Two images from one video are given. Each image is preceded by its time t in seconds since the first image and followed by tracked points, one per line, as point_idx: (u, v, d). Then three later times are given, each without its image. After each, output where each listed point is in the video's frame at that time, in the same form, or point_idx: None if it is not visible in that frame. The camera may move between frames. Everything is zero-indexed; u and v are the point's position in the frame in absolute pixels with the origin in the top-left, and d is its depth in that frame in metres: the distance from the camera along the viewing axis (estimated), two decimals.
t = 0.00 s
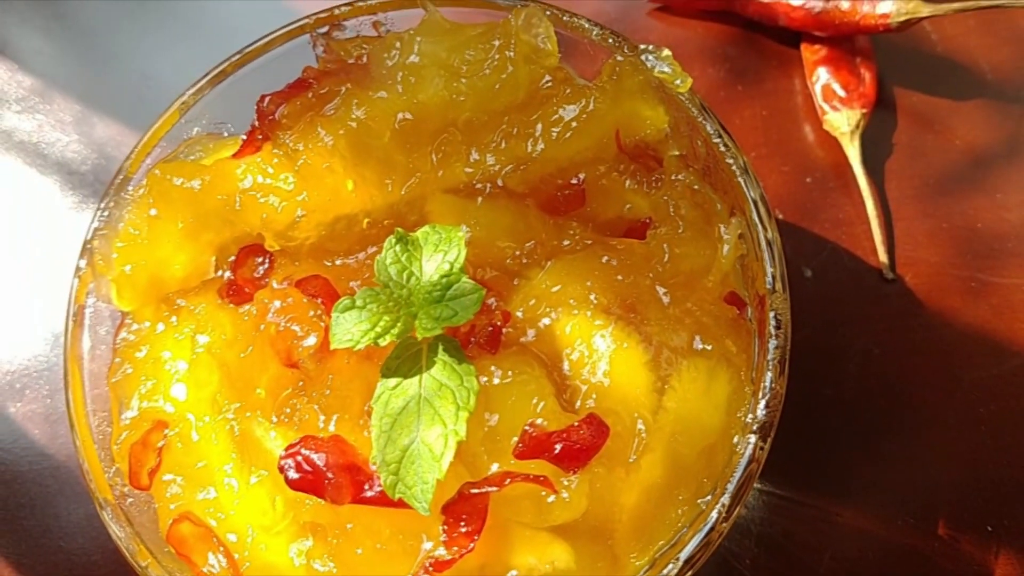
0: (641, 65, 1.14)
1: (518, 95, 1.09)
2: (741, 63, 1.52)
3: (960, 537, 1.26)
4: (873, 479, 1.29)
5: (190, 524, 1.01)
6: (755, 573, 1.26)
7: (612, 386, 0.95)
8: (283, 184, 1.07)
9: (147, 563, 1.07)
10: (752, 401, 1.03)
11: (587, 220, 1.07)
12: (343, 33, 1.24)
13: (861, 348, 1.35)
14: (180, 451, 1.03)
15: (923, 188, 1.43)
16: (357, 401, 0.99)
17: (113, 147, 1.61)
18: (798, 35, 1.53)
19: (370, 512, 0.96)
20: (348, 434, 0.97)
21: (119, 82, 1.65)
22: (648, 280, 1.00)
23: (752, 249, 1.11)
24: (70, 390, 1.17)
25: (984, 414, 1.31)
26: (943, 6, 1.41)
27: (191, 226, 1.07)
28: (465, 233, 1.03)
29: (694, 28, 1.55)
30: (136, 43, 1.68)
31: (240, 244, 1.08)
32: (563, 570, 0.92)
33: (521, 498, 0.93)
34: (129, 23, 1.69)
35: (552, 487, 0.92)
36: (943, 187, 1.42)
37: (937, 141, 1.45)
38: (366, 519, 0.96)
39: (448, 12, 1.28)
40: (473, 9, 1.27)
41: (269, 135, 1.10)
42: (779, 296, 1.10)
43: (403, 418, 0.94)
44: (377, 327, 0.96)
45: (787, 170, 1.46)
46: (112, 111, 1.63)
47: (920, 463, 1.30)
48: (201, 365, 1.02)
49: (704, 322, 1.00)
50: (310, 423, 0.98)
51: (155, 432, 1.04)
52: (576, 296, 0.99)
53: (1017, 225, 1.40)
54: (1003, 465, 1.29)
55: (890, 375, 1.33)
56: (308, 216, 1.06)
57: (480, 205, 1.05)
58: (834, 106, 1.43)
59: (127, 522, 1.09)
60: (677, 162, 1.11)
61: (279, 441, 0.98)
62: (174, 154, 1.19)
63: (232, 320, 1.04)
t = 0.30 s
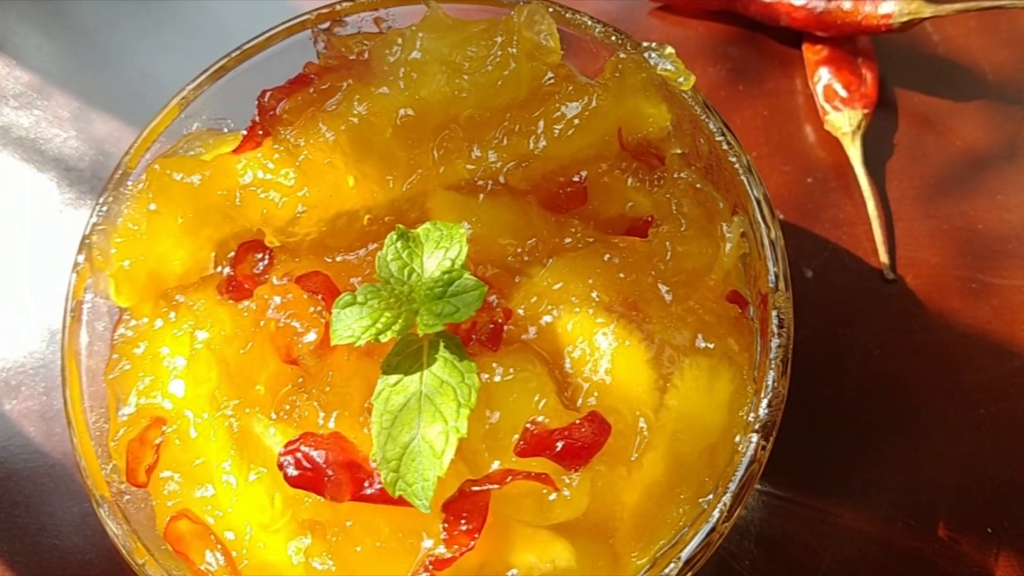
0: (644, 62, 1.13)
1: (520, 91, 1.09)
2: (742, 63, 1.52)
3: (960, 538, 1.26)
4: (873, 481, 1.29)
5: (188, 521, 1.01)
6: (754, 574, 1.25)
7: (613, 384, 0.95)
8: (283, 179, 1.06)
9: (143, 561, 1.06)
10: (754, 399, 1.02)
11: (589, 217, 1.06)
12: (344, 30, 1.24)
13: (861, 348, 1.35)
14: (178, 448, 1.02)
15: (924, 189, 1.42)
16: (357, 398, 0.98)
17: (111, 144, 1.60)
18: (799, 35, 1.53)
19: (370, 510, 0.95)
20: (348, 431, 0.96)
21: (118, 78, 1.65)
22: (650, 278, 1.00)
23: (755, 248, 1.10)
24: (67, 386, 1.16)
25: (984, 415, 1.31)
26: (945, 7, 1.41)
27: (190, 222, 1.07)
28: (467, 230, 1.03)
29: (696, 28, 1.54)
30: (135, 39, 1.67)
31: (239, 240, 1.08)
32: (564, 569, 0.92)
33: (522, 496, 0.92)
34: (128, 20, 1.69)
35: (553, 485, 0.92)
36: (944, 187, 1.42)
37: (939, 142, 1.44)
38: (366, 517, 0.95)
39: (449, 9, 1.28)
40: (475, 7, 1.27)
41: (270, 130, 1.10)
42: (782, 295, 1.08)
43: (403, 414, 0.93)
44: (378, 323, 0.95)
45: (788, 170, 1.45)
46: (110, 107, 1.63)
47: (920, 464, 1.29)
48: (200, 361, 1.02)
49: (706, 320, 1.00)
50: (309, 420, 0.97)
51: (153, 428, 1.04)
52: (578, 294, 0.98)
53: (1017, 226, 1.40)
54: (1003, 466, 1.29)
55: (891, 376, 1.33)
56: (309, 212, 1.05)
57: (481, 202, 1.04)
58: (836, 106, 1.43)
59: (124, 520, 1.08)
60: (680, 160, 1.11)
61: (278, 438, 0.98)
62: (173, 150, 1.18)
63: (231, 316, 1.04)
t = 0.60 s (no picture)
0: (644, 63, 1.13)
1: (520, 91, 1.09)
2: (743, 64, 1.52)
3: (960, 540, 1.26)
4: (872, 482, 1.29)
5: (186, 521, 1.01)
6: None
7: (612, 384, 0.95)
8: (283, 178, 1.06)
9: (141, 560, 1.06)
10: (753, 400, 1.02)
11: (589, 217, 1.07)
12: (345, 29, 1.23)
13: (861, 350, 1.35)
14: (177, 447, 1.02)
15: (923, 191, 1.42)
16: (356, 397, 0.98)
17: (110, 143, 1.60)
18: (799, 37, 1.53)
19: (368, 510, 0.95)
20: (346, 431, 0.96)
21: (118, 78, 1.65)
22: (650, 278, 1.00)
23: (755, 248, 1.10)
24: (66, 385, 1.16)
25: (984, 417, 1.31)
26: (946, 9, 1.41)
27: (190, 220, 1.07)
28: (466, 229, 1.03)
29: (696, 30, 1.54)
30: (135, 39, 1.67)
31: (239, 239, 1.08)
32: (562, 569, 0.92)
33: (520, 496, 0.92)
34: (128, 19, 1.69)
35: (552, 485, 0.91)
36: (944, 190, 1.42)
37: (939, 144, 1.44)
38: (364, 517, 0.95)
39: (450, 8, 1.28)
40: (475, 7, 1.27)
41: (270, 129, 1.10)
42: (781, 295, 1.08)
43: (403, 414, 0.93)
44: (377, 322, 0.95)
45: (788, 172, 1.45)
46: (110, 107, 1.63)
47: (920, 466, 1.29)
48: (199, 360, 1.01)
49: (705, 320, 0.99)
50: (308, 419, 0.97)
51: (151, 427, 1.04)
52: (577, 294, 0.98)
53: (1018, 229, 1.40)
54: (1003, 468, 1.29)
55: (890, 378, 1.33)
56: (309, 211, 1.05)
57: (481, 202, 1.04)
58: (836, 108, 1.43)
59: (122, 519, 1.08)
60: (680, 161, 1.11)
61: (277, 437, 0.97)
62: (173, 149, 1.18)
63: (230, 315, 1.03)
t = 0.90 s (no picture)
0: (643, 69, 1.13)
1: (518, 98, 1.08)
2: (742, 70, 1.51)
3: (958, 551, 1.25)
4: (871, 492, 1.28)
5: (179, 529, 1.00)
6: None
7: (610, 395, 0.94)
8: (279, 185, 1.05)
9: (134, 569, 1.05)
10: (752, 410, 1.02)
11: (587, 225, 1.05)
12: (342, 34, 1.23)
13: (860, 358, 1.34)
14: (171, 455, 1.01)
15: (923, 199, 1.42)
16: (351, 406, 0.97)
17: (107, 147, 1.60)
18: (798, 43, 1.52)
19: (362, 519, 0.94)
20: (341, 440, 0.95)
21: (115, 80, 1.64)
22: (648, 287, 0.99)
23: (754, 256, 1.09)
24: (59, 392, 1.15)
25: (983, 426, 1.30)
26: (947, 16, 1.40)
27: (185, 226, 1.06)
28: (463, 236, 1.02)
29: (695, 35, 1.54)
30: (132, 42, 1.66)
31: (234, 245, 1.07)
32: None
33: (516, 507, 0.91)
34: (125, 22, 1.68)
35: (549, 496, 0.91)
36: (944, 197, 1.41)
37: (938, 151, 1.44)
38: (358, 527, 0.94)
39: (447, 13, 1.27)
40: (473, 12, 1.26)
41: (265, 135, 1.08)
42: (781, 304, 1.08)
43: (398, 423, 0.92)
44: (373, 330, 0.94)
45: (787, 179, 1.44)
46: (106, 111, 1.62)
47: (919, 476, 1.28)
48: (193, 368, 1.00)
49: (704, 330, 0.99)
50: (303, 428, 0.96)
51: (144, 435, 1.03)
52: (575, 302, 0.97)
53: (1018, 237, 1.39)
54: (1002, 478, 1.28)
55: (889, 386, 1.32)
56: (304, 218, 1.04)
57: (479, 208, 1.03)
58: (836, 115, 1.42)
59: (115, 527, 1.07)
60: (679, 168, 1.10)
61: (271, 446, 0.96)
62: (168, 154, 1.17)
63: (224, 323, 1.03)
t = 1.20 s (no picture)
0: (637, 79, 1.12)
1: (512, 107, 1.08)
2: (737, 79, 1.51)
3: (952, 562, 1.25)
4: (866, 503, 1.27)
5: (170, 540, 0.99)
6: None
7: (603, 406, 0.93)
8: (270, 194, 1.05)
9: None
10: (745, 421, 1.01)
11: (580, 235, 1.05)
12: (335, 42, 1.22)
13: (855, 368, 1.33)
14: (161, 464, 1.00)
15: (918, 209, 1.41)
16: (342, 417, 0.96)
17: (100, 154, 1.59)
18: (793, 52, 1.53)
19: (353, 531, 0.93)
20: (333, 451, 0.95)
21: (108, 86, 1.63)
22: (641, 298, 0.99)
23: (747, 267, 1.09)
24: (50, 401, 1.14)
25: (978, 437, 1.30)
26: (942, 26, 1.40)
27: (176, 235, 1.05)
28: (456, 246, 1.02)
29: (690, 43, 1.54)
30: (126, 49, 1.66)
31: (225, 254, 1.06)
32: None
33: (508, 519, 0.90)
34: (119, 28, 1.67)
35: (540, 508, 0.90)
36: (939, 207, 1.41)
37: (933, 161, 1.43)
38: (349, 539, 0.93)
39: (440, 22, 1.26)
40: (464, 21, 1.25)
41: (257, 143, 1.08)
42: (774, 316, 1.07)
43: (389, 435, 0.91)
44: (364, 341, 0.94)
45: (782, 188, 1.44)
46: (100, 117, 1.61)
47: (913, 487, 1.28)
48: (183, 377, 1.00)
49: (697, 341, 0.98)
50: (294, 438, 0.95)
51: (136, 444, 1.02)
52: (568, 313, 0.97)
53: (1013, 247, 1.39)
54: (997, 489, 1.28)
55: (883, 397, 1.32)
56: (296, 227, 1.04)
57: (471, 218, 1.03)
58: (830, 124, 1.42)
59: (105, 537, 1.06)
60: (672, 178, 1.09)
61: (262, 456, 0.96)
62: (160, 162, 1.16)
63: (215, 332, 1.02)
